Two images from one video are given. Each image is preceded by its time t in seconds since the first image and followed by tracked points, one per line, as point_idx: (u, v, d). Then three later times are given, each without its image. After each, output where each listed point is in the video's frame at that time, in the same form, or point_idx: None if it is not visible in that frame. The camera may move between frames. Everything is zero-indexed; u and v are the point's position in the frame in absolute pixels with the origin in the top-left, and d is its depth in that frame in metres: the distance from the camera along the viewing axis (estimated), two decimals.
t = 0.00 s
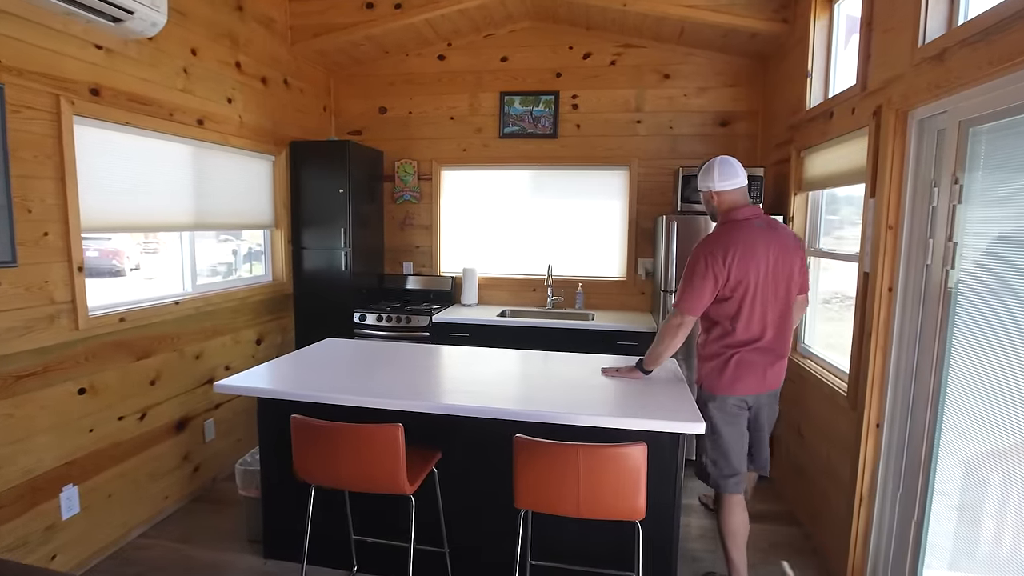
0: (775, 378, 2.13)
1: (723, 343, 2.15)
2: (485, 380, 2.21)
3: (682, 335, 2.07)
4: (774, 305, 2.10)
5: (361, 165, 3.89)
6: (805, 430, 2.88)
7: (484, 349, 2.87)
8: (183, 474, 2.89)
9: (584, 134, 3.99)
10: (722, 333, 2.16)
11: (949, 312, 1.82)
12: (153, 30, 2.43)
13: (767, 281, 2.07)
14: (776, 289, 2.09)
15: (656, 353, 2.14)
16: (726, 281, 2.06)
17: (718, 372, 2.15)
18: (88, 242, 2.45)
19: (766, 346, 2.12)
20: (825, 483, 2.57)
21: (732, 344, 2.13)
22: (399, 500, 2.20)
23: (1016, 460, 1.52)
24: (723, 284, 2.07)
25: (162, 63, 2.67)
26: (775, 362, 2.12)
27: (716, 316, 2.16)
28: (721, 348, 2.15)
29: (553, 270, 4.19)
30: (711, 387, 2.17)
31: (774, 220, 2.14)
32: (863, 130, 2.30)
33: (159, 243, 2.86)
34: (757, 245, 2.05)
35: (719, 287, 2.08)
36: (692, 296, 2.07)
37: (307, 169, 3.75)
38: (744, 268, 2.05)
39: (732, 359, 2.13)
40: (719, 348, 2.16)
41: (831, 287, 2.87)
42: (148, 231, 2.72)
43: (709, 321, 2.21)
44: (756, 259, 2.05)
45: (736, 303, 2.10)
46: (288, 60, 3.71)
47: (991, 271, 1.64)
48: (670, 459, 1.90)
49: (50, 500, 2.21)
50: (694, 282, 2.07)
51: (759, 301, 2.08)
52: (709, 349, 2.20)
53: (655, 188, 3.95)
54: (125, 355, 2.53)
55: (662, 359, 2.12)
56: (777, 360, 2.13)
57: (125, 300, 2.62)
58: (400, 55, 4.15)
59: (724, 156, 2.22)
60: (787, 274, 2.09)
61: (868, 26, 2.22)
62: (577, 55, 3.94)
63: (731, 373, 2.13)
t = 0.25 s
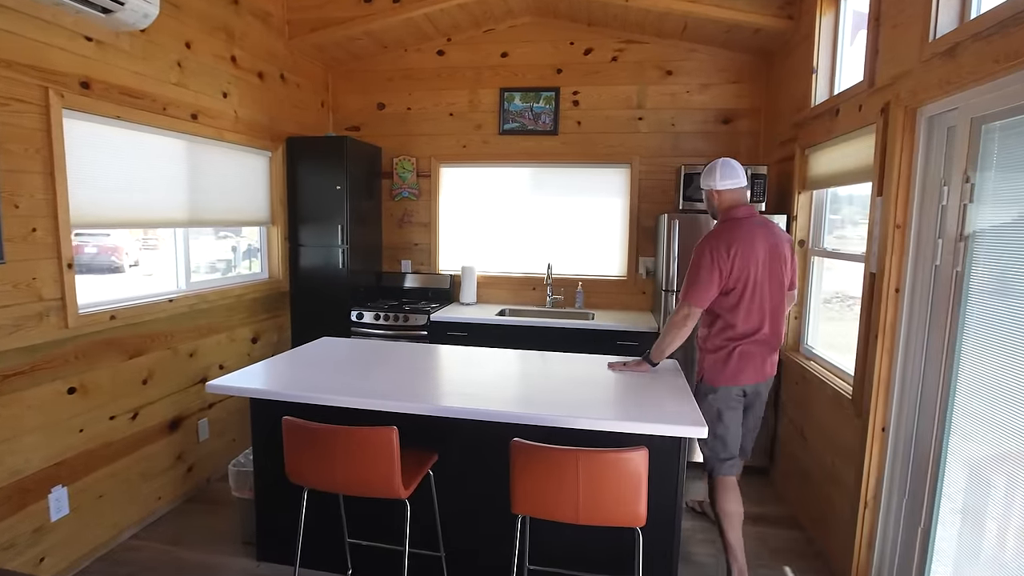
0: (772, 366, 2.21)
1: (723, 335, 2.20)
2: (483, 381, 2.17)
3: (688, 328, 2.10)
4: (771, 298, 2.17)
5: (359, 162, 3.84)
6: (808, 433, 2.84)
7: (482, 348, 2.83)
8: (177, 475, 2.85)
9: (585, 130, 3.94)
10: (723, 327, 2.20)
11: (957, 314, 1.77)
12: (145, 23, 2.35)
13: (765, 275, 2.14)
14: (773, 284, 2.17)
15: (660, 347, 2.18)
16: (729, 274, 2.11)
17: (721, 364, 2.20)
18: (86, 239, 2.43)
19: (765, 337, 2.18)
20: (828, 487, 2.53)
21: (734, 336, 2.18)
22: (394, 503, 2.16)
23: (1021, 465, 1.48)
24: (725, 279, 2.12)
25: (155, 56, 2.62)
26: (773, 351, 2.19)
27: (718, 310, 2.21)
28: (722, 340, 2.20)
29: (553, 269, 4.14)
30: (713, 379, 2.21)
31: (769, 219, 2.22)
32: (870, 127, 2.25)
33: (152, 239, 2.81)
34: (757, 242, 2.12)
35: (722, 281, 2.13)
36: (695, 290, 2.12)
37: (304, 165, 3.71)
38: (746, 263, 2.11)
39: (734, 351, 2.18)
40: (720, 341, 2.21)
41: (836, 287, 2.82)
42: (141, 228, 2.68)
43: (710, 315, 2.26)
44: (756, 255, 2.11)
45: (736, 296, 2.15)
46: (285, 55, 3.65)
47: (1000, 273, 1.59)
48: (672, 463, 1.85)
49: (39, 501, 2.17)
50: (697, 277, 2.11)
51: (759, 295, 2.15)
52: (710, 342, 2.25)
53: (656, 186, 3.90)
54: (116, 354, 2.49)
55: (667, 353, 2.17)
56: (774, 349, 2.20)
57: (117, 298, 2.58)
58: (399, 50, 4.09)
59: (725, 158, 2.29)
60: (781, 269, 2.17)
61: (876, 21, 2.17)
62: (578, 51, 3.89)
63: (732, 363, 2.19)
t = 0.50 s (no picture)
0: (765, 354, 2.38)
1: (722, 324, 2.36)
2: (483, 383, 2.13)
3: (696, 316, 2.25)
4: (764, 289, 2.35)
5: (358, 159, 3.79)
6: (811, 435, 2.81)
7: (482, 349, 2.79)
8: (171, 475, 2.81)
9: (586, 127, 3.89)
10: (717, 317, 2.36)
11: (967, 316, 1.73)
12: (137, 15, 2.31)
13: (759, 267, 2.32)
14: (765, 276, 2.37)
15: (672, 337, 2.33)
16: (728, 264, 2.28)
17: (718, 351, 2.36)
18: (84, 236, 2.41)
19: (759, 326, 2.36)
20: (832, 491, 2.49)
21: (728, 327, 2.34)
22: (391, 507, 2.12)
23: None
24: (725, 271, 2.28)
25: (148, 50, 2.57)
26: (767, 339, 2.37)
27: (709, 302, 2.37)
28: (720, 329, 2.36)
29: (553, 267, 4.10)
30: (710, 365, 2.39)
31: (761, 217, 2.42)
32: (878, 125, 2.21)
33: (147, 236, 2.77)
34: (753, 234, 2.30)
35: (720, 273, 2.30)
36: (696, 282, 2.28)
37: (302, 162, 3.66)
38: (743, 253, 2.29)
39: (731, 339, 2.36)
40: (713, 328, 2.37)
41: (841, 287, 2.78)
42: (135, 225, 2.64)
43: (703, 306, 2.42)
44: (752, 245, 2.29)
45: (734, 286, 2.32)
46: (283, 50, 3.60)
47: (1012, 274, 1.55)
48: (675, 468, 1.82)
49: (29, 503, 2.13)
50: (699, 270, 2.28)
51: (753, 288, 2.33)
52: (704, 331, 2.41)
53: (658, 184, 3.86)
54: (109, 353, 2.45)
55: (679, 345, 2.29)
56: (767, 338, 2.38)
57: (110, 296, 2.53)
58: (398, 45, 4.04)
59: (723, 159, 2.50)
60: (773, 263, 2.35)
61: (885, 16, 2.13)
62: (579, 47, 3.84)
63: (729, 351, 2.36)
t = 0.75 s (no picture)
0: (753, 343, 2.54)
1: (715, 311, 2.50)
2: (482, 382, 2.09)
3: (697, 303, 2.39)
4: (753, 280, 2.51)
5: (354, 153, 3.74)
6: (814, 434, 2.77)
7: (481, 346, 2.75)
8: (165, 475, 2.77)
9: (586, 122, 3.84)
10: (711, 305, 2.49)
11: (977, 314, 1.69)
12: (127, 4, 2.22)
13: (750, 258, 2.47)
14: (755, 267, 2.53)
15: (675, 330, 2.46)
16: (724, 253, 2.42)
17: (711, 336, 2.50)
18: (81, 232, 2.39)
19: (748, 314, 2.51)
20: (836, 491, 2.46)
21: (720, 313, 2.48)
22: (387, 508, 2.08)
23: None
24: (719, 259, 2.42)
25: (139, 41, 2.51)
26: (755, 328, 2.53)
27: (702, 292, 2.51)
28: (714, 317, 2.50)
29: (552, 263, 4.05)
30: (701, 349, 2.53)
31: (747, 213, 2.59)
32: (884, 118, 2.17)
33: (139, 232, 2.72)
34: (745, 227, 2.46)
35: (715, 260, 2.44)
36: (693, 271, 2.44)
37: (297, 156, 3.60)
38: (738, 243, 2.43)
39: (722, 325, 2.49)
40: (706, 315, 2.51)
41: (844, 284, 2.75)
42: (126, 220, 2.59)
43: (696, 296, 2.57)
44: (745, 236, 2.44)
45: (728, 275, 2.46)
46: (277, 42, 3.53)
47: None
48: (677, 469, 1.78)
49: (18, 504, 2.09)
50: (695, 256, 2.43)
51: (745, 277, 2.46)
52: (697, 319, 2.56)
53: (658, 178, 3.81)
54: (100, 351, 2.40)
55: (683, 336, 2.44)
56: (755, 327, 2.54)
57: (100, 292, 2.48)
58: (395, 38, 3.98)
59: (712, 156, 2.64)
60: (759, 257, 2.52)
61: (892, 6, 2.08)
62: (579, 40, 3.78)
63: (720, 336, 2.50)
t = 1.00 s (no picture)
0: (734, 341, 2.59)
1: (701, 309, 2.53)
2: (483, 381, 2.04)
3: (690, 301, 2.41)
4: (734, 280, 2.56)
5: (352, 149, 3.69)
6: (819, 433, 2.73)
7: (481, 345, 2.71)
8: (160, 476, 2.73)
9: (587, 117, 3.79)
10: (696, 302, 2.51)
11: (992, 312, 1.64)
12: None
13: (731, 258, 2.52)
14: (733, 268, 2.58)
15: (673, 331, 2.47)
16: (711, 252, 2.45)
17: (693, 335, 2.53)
18: (80, 229, 2.39)
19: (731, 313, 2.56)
20: (842, 492, 2.42)
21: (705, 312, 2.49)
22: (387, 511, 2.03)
23: None
24: (707, 251, 2.44)
25: (131, 35, 2.46)
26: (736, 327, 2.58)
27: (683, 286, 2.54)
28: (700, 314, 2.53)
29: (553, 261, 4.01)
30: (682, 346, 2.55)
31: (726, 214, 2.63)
32: (893, 112, 2.12)
33: (133, 229, 2.67)
34: (727, 227, 2.50)
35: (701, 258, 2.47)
36: (679, 266, 2.46)
37: (294, 152, 3.55)
38: (722, 243, 2.47)
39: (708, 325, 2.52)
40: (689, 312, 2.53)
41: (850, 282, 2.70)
42: (121, 217, 2.55)
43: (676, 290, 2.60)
44: (728, 237, 2.48)
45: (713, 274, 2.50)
46: (274, 36, 3.48)
47: None
48: (681, 473, 1.74)
49: (9, 508, 2.05)
50: (681, 248, 2.45)
51: (729, 272, 2.51)
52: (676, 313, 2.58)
53: (661, 174, 3.76)
54: (93, 351, 2.36)
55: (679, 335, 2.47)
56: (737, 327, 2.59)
57: (94, 291, 2.44)
58: (393, 32, 3.93)
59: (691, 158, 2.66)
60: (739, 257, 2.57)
61: None
62: (580, 34, 3.73)
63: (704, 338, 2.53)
